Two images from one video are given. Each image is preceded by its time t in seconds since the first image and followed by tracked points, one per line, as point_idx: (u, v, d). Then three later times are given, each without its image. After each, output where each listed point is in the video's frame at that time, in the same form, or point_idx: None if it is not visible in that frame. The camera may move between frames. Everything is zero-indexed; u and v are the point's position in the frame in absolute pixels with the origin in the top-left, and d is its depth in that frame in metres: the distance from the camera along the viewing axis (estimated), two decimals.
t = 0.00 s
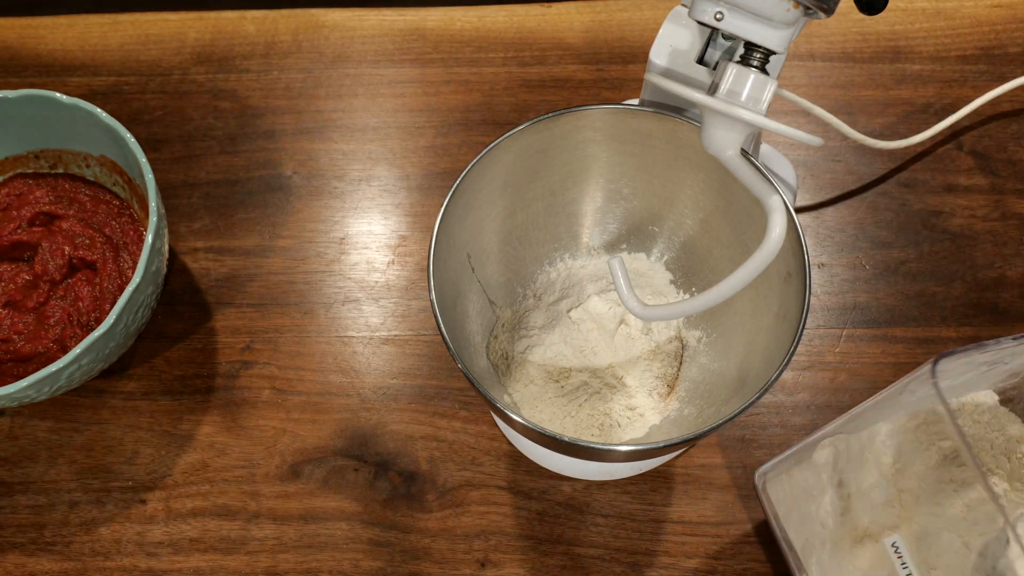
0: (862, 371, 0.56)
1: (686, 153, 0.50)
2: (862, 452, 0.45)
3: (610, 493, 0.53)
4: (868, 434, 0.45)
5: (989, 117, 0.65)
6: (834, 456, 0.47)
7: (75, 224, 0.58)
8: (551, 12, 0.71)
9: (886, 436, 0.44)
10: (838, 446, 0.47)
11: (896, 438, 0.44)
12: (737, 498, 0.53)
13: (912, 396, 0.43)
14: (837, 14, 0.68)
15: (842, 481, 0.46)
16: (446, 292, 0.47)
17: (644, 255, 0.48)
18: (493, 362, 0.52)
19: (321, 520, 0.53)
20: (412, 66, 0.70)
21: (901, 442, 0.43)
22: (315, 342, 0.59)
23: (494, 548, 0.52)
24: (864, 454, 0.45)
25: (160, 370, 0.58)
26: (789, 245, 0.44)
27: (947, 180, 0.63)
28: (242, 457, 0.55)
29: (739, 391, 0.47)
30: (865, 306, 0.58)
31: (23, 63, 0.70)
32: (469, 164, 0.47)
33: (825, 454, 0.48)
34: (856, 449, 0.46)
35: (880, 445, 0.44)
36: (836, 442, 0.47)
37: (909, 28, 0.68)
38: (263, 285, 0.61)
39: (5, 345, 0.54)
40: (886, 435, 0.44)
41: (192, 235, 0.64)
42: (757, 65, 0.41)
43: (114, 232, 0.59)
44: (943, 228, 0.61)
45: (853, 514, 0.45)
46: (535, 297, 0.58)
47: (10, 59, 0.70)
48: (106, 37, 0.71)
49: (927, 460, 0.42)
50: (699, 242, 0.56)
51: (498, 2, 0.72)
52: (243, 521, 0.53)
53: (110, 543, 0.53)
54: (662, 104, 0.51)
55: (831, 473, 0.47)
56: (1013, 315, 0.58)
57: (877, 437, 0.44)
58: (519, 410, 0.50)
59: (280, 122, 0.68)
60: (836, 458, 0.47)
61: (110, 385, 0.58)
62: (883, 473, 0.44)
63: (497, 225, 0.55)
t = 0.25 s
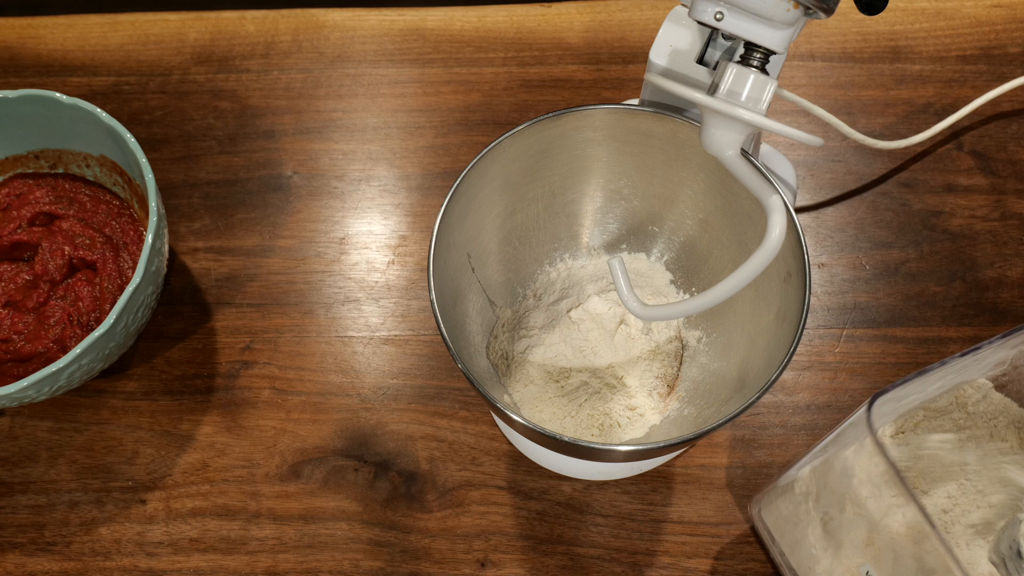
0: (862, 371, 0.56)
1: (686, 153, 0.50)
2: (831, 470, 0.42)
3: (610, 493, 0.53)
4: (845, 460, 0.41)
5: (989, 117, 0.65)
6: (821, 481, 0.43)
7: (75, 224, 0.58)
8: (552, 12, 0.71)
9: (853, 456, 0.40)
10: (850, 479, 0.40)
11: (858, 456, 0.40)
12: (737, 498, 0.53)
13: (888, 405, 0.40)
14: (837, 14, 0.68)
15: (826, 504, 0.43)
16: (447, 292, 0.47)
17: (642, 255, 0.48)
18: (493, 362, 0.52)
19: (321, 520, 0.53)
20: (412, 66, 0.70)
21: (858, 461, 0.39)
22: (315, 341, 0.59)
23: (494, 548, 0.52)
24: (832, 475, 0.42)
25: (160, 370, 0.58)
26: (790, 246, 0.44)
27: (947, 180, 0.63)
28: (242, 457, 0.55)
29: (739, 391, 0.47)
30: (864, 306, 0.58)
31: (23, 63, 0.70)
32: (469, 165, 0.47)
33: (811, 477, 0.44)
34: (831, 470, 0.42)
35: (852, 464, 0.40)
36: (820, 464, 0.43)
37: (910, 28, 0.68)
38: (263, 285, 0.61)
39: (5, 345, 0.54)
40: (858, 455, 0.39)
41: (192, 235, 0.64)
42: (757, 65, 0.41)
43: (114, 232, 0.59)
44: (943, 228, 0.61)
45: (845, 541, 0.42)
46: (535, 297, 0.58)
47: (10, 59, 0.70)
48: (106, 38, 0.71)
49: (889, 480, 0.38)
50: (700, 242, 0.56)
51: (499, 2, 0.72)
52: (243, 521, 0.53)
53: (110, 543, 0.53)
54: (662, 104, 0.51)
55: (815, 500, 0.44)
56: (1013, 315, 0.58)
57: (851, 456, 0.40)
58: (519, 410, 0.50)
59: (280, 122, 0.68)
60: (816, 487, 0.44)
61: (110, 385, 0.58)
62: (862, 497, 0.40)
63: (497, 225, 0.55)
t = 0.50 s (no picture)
0: (862, 371, 0.56)
1: (686, 153, 0.50)
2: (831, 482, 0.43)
3: (610, 493, 0.53)
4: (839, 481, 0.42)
5: (989, 117, 0.65)
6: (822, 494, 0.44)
7: (75, 224, 0.58)
8: (552, 12, 0.71)
9: (852, 465, 0.41)
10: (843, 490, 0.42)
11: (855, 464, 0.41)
12: (736, 498, 0.53)
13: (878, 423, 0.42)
14: (837, 14, 0.68)
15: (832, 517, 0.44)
16: (447, 292, 0.47)
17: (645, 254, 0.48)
18: (493, 363, 0.52)
19: (321, 520, 0.53)
20: (412, 66, 0.70)
21: (859, 469, 0.40)
22: (315, 341, 0.59)
23: (494, 548, 0.52)
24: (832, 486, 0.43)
25: (160, 370, 0.58)
26: (790, 246, 0.44)
27: (947, 180, 0.63)
28: (242, 457, 0.55)
29: (739, 391, 0.47)
30: (864, 306, 0.58)
31: (23, 63, 0.70)
32: (469, 165, 0.47)
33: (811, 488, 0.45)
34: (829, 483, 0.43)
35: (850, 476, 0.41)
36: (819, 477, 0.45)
37: (910, 28, 0.68)
38: (263, 285, 0.61)
39: (5, 345, 0.54)
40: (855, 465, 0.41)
41: (192, 235, 0.64)
42: (757, 65, 0.41)
43: (114, 232, 0.59)
44: (943, 228, 0.61)
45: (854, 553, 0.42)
46: (535, 297, 0.58)
47: (10, 59, 0.70)
48: (106, 37, 0.71)
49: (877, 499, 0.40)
50: (700, 242, 0.56)
51: (499, 2, 0.72)
52: (243, 521, 0.53)
53: (110, 543, 0.53)
54: (662, 104, 0.51)
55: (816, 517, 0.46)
56: (1013, 315, 0.58)
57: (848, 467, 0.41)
58: (519, 410, 0.50)
59: (280, 122, 0.68)
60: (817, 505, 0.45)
61: (110, 385, 0.58)
62: (867, 503, 0.40)
63: (497, 225, 0.55)
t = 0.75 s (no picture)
0: (862, 371, 0.56)
1: (686, 153, 0.50)
2: (832, 495, 0.44)
3: (610, 493, 0.53)
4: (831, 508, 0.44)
5: (989, 117, 0.65)
6: (824, 506, 0.45)
7: (75, 224, 0.58)
8: (552, 12, 0.71)
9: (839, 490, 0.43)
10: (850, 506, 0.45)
11: (856, 484, 0.45)
12: (736, 498, 0.53)
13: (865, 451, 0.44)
14: (837, 14, 0.68)
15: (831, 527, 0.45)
16: (447, 292, 0.47)
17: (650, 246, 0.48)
18: (493, 363, 0.52)
19: (321, 520, 0.53)
20: (412, 66, 0.70)
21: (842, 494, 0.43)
22: (315, 342, 0.59)
23: (494, 548, 0.52)
24: (831, 501, 0.44)
25: (160, 370, 0.58)
26: (790, 246, 0.44)
27: (947, 180, 0.63)
28: (242, 457, 0.55)
29: (739, 391, 0.47)
30: (864, 306, 0.58)
31: (23, 63, 0.70)
32: (469, 165, 0.47)
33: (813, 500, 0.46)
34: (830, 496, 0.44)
35: (851, 493, 0.45)
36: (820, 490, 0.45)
37: (910, 28, 0.68)
38: (263, 285, 0.61)
39: (5, 345, 0.54)
40: (855, 485, 0.45)
41: (192, 235, 0.64)
42: (757, 65, 0.41)
43: (114, 232, 0.59)
44: (943, 228, 0.61)
45: (854, 559, 0.44)
46: (535, 297, 0.58)
47: (10, 59, 0.70)
48: (106, 37, 0.71)
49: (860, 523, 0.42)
50: (700, 242, 0.56)
51: (499, 2, 0.72)
52: (243, 521, 0.53)
53: (110, 543, 0.53)
54: (662, 104, 0.51)
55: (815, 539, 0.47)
56: (1013, 315, 0.58)
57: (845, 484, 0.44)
58: (519, 410, 0.50)
59: (280, 122, 0.68)
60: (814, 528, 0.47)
61: (110, 385, 0.58)
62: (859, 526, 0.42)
63: (497, 225, 0.55)
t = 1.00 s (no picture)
0: (862, 371, 0.56)
1: (686, 153, 0.50)
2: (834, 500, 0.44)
3: (610, 493, 0.53)
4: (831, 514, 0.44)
5: (989, 117, 0.65)
6: (826, 511, 0.45)
7: (75, 224, 0.58)
8: (552, 12, 0.71)
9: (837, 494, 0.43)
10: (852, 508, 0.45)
11: (858, 488, 0.45)
12: (736, 498, 0.53)
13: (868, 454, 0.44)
14: (837, 14, 0.68)
15: (832, 532, 0.45)
16: (446, 292, 0.47)
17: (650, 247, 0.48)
18: (493, 363, 0.52)
19: (321, 520, 0.53)
20: (412, 66, 0.70)
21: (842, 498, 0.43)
22: (315, 342, 0.59)
23: (494, 548, 0.52)
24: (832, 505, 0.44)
25: (160, 370, 0.58)
26: (790, 246, 0.44)
27: (947, 180, 0.63)
28: (242, 457, 0.55)
29: (739, 391, 0.47)
30: (865, 306, 0.58)
31: (23, 63, 0.70)
32: (469, 165, 0.47)
33: (813, 504, 0.46)
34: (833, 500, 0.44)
35: (852, 497, 0.45)
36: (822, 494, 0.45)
37: (910, 28, 0.68)
38: (263, 285, 0.61)
39: (5, 345, 0.54)
40: (857, 488, 0.45)
41: (192, 235, 0.64)
42: (757, 65, 0.41)
43: (114, 232, 0.59)
44: (943, 229, 0.61)
45: (855, 563, 0.44)
46: (535, 297, 0.58)
47: (10, 59, 0.70)
48: (106, 37, 0.71)
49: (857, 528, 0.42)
50: (700, 242, 0.56)
51: (499, 2, 0.72)
52: (243, 521, 0.53)
53: (110, 543, 0.53)
54: (661, 104, 0.51)
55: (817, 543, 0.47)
56: (1013, 315, 0.58)
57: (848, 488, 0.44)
58: (519, 410, 0.50)
59: (280, 122, 0.68)
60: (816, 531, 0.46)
61: (110, 385, 0.58)
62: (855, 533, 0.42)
63: (497, 225, 0.55)
